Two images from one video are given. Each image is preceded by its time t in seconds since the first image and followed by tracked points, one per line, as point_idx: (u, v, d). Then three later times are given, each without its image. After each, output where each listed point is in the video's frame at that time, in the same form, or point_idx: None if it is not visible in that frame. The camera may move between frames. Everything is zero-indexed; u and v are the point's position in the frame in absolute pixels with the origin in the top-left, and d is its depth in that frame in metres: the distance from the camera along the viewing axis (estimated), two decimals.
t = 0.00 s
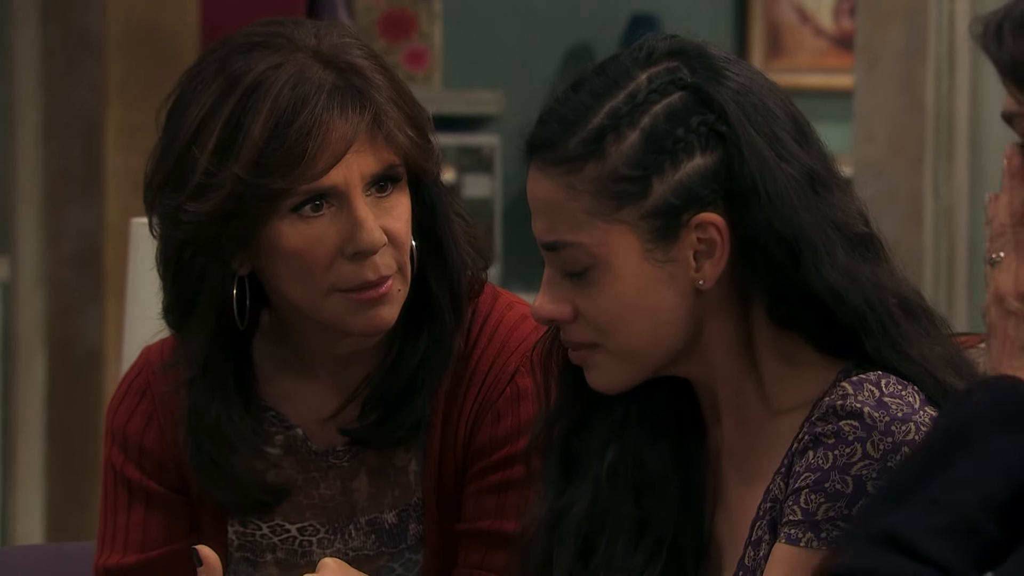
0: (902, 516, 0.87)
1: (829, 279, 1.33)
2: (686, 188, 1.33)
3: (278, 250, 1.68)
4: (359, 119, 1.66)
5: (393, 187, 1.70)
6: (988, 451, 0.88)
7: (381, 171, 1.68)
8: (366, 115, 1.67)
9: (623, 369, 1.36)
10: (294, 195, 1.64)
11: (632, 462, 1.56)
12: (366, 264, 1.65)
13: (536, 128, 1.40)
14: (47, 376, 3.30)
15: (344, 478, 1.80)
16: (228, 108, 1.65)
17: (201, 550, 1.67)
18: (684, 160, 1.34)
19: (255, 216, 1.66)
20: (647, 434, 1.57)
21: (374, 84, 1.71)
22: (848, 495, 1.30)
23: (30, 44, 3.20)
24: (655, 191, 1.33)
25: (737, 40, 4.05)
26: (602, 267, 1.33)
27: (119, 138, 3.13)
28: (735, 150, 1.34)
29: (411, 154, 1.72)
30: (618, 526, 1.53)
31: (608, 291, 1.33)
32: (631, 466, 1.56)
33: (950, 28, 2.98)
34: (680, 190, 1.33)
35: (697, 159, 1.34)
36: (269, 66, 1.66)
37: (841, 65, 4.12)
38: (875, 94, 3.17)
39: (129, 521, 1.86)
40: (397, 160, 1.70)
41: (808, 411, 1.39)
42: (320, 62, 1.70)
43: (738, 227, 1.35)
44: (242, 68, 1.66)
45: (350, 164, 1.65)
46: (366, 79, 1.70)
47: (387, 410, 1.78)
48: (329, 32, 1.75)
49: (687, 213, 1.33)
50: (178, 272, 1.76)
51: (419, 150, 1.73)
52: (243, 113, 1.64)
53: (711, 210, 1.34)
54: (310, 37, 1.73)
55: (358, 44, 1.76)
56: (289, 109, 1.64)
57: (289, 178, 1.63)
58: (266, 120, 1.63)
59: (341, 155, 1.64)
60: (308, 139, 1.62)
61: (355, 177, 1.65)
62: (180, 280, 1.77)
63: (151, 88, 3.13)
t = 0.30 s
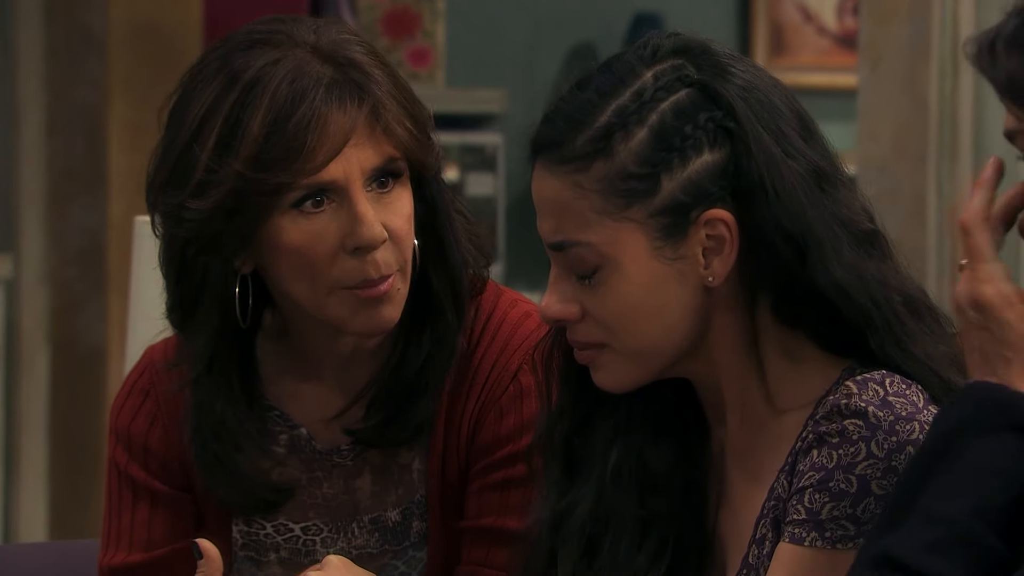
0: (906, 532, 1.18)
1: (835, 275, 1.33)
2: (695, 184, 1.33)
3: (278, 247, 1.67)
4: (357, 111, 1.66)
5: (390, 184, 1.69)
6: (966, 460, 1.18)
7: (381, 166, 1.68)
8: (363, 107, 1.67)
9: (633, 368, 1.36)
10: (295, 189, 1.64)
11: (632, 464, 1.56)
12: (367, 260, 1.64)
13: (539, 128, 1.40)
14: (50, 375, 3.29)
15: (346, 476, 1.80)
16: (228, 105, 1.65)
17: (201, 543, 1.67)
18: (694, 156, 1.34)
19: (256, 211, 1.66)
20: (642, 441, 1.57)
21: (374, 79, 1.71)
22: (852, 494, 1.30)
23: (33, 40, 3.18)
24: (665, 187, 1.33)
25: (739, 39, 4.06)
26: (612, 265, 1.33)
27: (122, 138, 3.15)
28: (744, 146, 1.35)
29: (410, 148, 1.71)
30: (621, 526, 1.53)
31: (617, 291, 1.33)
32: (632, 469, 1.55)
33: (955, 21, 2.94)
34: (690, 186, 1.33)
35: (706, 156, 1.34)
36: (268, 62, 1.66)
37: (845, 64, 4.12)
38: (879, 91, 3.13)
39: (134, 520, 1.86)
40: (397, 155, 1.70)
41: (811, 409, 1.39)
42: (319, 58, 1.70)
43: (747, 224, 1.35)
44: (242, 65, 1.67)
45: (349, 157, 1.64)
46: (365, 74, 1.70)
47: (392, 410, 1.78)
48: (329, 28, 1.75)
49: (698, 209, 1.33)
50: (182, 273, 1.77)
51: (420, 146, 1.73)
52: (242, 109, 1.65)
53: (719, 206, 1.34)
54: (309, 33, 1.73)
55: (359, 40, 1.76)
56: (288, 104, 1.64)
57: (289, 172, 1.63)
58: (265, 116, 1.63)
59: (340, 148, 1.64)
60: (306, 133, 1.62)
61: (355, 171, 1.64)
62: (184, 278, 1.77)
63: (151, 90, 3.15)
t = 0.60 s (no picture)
0: None
1: (844, 271, 1.33)
2: (700, 183, 1.33)
3: (277, 248, 1.68)
4: (352, 112, 1.65)
5: (393, 187, 1.69)
6: None
7: (380, 168, 1.67)
8: (358, 107, 1.66)
9: (632, 367, 1.37)
10: (292, 189, 1.64)
11: (639, 466, 1.56)
12: (365, 261, 1.64)
13: (540, 131, 1.40)
14: (52, 374, 3.30)
15: (348, 477, 1.80)
16: (225, 107, 1.66)
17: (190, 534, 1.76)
18: (699, 154, 1.34)
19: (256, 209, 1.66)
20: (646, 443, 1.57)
21: (374, 81, 1.71)
22: (858, 497, 1.29)
23: (35, 41, 3.19)
24: (670, 188, 1.33)
25: (742, 38, 4.07)
26: (619, 266, 1.33)
27: (124, 138, 3.14)
28: (748, 145, 1.35)
29: (410, 153, 1.71)
30: (630, 526, 1.53)
31: (625, 293, 1.33)
32: (639, 470, 1.56)
33: (955, 23, 2.93)
34: (696, 186, 1.33)
35: (710, 155, 1.34)
36: (267, 63, 1.67)
37: (846, 62, 4.15)
38: (880, 91, 3.07)
39: (137, 520, 1.85)
40: (396, 158, 1.69)
41: (817, 411, 1.39)
42: (319, 59, 1.70)
43: (751, 222, 1.35)
44: (243, 66, 1.67)
45: (345, 156, 1.64)
46: (366, 77, 1.70)
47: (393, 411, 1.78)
48: (332, 31, 1.75)
49: (703, 209, 1.33)
50: (184, 272, 1.77)
51: (421, 151, 1.72)
52: (239, 112, 1.65)
53: (726, 205, 1.34)
54: (310, 35, 1.73)
55: (362, 42, 1.76)
56: (283, 104, 1.64)
57: (284, 172, 1.62)
58: (261, 116, 1.63)
59: (332, 148, 1.63)
60: (300, 132, 1.62)
61: (351, 170, 1.64)
62: (187, 281, 1.78)
63: (157, 88, 3.13)
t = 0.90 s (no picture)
0: None
1: (844, 273, 1.34)
2: (698, 191, 1.33)
3: (282, 255, 1.68)
4: (360, 122, 1.66)
5: (394, 193, 1.70)
6: None
7: (385, 176, 1.68)
8: (365, 116, 1.67)
9: (644, 379, 1.36)
10: (298, 199, 1.64)
11: (642, 469, 1.56)
12: (371, 269, 1.64)
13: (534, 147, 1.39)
14: (55, 377, 3.30)
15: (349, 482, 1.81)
16: (227, 115, 1.65)
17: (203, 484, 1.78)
18: (696, 164, 1.34)
19: (258, 219, 1.66)
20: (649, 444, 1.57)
21: (373, 87, 1.71)
22: (862, 500, 1.29)
23: (37, 45, 3.20)
24: (669, 199, 1.33)
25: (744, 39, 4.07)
26: (620, 279, 1.33)
27: (125, 141, 3.14)
28: (744, 152, 1.35)
29: (412, 156, 1.72)
30: (636, 532, 1.52)
31: (627, 304, 1.33)
32: (645, 473, 1.56)
33: (958, 23, 2.92)
34: (694, 194, 1.33)
35: (707, 163, 1.34)
36: (267, 72, 1.66)
37: (849, 64, 4.15)
38: (881, 91, 3.07)
39: (140, 528, 1.86)
40: (398, 163, 1.70)
41: (822, 415, 1.39)
42: (319, 67, 1.70)
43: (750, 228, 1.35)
44: (242, 75, 1.67)
45: (350, 164, 1.64)
46: (365, 82, 1.70)
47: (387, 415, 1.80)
48: (328, 38, 1.76)
49: (702, 217, 1.33)
50: (183, 282, 1.77)
51: (421, 154, 1.73)
52: (242, 118, 1.64)
53: (726, 211, 1.34)
54: (309, 43, 1.73)
55: (358, 49, 1.76)
56: (288, 113, 1.63)
57: (291, 181, 1.62)
58: (265, 124, 1.63)
59: (340, 157, 1.63)
60: (307, 142, 1.62)
61: (357, 179, 1.64)
62: (186, 294, 1.78)
63: (159, 90, 3.14)
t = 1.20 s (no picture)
0: None
1: (838, 272, 1.34)
2: (696, 193, 1.33)
3: (283, 253, 1.67)
4: (364, 116, 1.66)
5: (399, 188, 1.69)
6: None
7: (389, 166, 1.67)
8: (367, 110, 1.67)
9: (643, 383, 1.36)
10: (303, 196, 1.64)
11: (644, 469, 1.56)
12: (376, 264, 1.64)
13: (530, 153, 1.39)
14: (53, 377, 3.30)
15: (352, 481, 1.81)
16: (232, 114, 1.65)
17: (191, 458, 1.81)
18: (692, 164, 1.34)
19: (264, 218, 1.66)
20: (651, 444, 1.58)
21: (374, 83, 1.71)
22: (860, 499, 1.30)
23: (34, 45, 3.21)
24: (667, 201, 1.33)
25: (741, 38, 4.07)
26: (621, 282, 1.33)
27: (123, 141, 3.14)
28: (740, 153, 1.35)
29: (414, 147, 1.72)
30: (639, 530, 1.53)
31: (628, 306, 1.32)
32: (645, 473, 1.56)
33: (955, 24, 2.92)
34: (692, 195, 1.33)
35: (703, 164, 1.34)
36: (269, 70, 1.66)
37: (846, 64, 4.15)
38: (880, 91, 3.05)
39: (143, 521, 1.86)
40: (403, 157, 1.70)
41: (820, 415, 1.39)
42: (320, 64, 1.70)
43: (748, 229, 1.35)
44: (243, 74, 1.67)
45: (355, 162, 1.64)
46: (366, 80, 1.70)
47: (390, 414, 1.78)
48: (328, 36, 1.76)
49: (699, 219, 1.33)
50: (185, 282, 1.78)
51: (423, 147, 1.74)
52: (246, 117, 1.65)
53: (723, 211, 1.34)
54: (309, 41, 1.73)
55: (359, 47, 1.77)
56: (293, 110, 1.64)
57: (298, 177, 1.63)
58: (270, 122, 1.63)
59: (347, 154, 1.63)
60: (313, 138, 1.62)
61: (362, 175, 1.64)
62: (190, 286, 1.78)
63: (157, 90, 3.13)
